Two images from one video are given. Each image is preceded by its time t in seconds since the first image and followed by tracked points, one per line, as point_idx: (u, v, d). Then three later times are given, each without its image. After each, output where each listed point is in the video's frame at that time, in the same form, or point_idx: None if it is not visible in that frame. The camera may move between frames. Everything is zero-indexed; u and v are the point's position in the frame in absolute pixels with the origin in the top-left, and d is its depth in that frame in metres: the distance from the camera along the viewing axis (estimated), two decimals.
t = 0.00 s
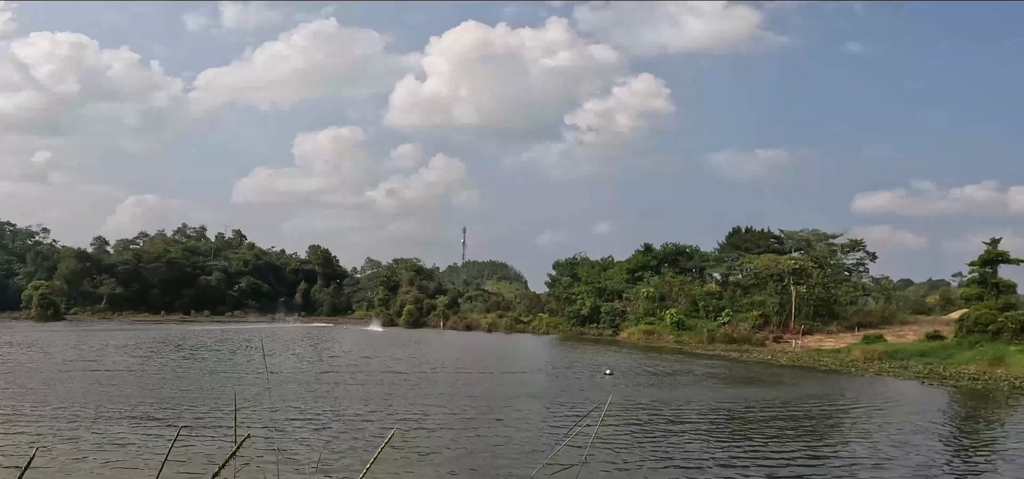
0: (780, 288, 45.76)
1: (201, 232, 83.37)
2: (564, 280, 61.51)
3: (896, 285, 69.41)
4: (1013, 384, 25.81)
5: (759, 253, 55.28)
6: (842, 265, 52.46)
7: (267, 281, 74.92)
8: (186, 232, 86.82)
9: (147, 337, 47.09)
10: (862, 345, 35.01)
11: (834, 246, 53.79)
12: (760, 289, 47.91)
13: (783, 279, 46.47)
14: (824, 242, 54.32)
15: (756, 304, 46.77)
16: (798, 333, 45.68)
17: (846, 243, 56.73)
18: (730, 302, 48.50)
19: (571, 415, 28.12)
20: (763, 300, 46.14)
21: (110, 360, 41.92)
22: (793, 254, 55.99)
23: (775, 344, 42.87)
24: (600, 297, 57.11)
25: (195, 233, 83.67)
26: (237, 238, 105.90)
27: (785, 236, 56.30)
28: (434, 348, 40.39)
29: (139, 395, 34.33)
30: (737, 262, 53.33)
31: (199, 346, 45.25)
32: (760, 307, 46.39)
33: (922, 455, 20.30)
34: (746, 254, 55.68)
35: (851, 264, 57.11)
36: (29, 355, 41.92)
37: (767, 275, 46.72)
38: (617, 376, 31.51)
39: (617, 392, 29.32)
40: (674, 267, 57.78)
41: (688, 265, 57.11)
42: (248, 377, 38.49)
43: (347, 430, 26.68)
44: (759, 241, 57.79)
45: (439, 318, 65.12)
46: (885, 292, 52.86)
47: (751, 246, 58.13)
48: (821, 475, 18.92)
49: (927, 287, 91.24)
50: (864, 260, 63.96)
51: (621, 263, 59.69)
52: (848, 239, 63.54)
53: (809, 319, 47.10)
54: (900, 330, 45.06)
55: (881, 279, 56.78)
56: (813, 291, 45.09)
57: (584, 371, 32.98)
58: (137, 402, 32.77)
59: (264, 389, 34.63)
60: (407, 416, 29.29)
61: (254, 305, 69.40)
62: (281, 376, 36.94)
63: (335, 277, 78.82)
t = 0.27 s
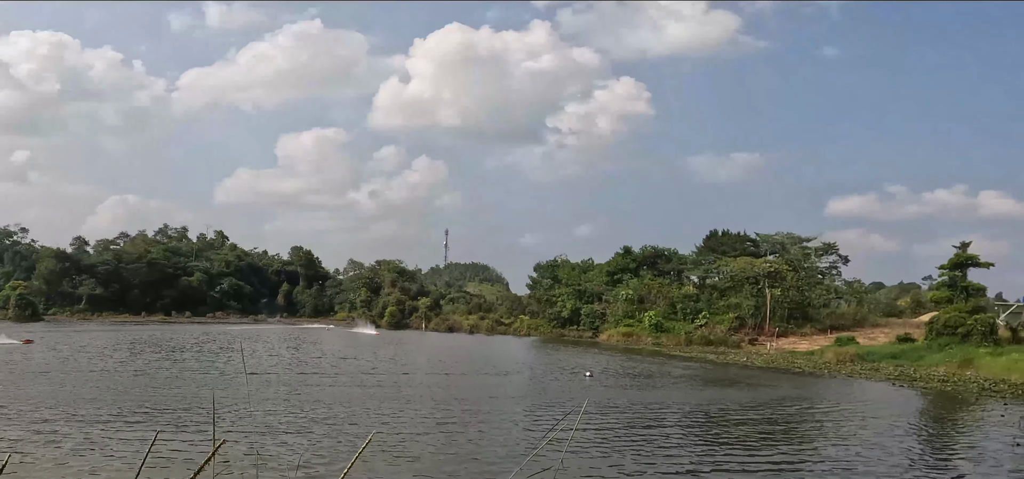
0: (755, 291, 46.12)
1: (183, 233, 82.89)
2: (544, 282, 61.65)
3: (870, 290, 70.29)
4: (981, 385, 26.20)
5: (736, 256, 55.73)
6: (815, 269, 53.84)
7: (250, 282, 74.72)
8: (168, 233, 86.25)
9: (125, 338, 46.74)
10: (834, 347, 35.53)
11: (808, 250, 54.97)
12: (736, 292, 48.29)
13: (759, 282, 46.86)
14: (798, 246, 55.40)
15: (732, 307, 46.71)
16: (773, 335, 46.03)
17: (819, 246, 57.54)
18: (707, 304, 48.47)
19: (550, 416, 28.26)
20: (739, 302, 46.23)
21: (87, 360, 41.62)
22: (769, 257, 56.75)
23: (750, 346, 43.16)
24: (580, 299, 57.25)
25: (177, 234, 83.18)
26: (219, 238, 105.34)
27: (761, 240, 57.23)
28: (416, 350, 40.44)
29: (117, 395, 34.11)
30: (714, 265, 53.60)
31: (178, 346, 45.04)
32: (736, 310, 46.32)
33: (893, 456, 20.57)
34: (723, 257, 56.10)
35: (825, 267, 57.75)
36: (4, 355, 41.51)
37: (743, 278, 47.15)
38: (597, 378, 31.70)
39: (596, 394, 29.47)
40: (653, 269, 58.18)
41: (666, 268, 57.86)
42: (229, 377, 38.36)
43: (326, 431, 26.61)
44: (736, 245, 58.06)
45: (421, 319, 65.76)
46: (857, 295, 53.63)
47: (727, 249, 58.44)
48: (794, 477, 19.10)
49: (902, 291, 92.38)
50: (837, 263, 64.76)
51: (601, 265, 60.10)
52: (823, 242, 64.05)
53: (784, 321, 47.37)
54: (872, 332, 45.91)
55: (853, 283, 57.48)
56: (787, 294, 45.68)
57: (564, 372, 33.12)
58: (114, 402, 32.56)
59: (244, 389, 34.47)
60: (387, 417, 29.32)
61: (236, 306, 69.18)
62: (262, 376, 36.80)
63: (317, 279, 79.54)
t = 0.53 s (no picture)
0: (733, 293, 46.18)
1: (166, 233, 82.37)
2: (528, 283, 61.95)
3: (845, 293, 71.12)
4: (954, 386, 26.59)
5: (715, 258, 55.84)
6: (792, 270, 55.19)
7: (234, 282, 74.48)
8: (151, 233, 85.64)
9: (105, 339, 46.34)
10: (810, 349, 35.92)
11: (785, 252, 56.40)
12: (715, 294, 48.47)
13: (737, 284, 47.14)
14: (775, 249, 56.16)
15: (712, 308, 47.41)
16: (751, 338, 45.74)
17: (795, 249, 58.22)
18: (687, 306, 48.83)
19: (533, 417, 28.36)
20: (718, 304, 46.68)
21: (66, 361, 41.26)
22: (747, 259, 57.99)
23: (729, 347, 43.31)
24: (562, 300, 57.35)
25: (160, 234, 82.65)
26: (202, 239, 104.79)
27: (739, 242, 58.39)
28: (399, 351, 40.48)
29: (96, 396, 33.84)
30: (694, 267, 53.93)
31: (159, 347, 44.80)
32: (715, 311, 46.98)
33: (870, 456, 20.80)
34: (702, 260, 56.00)
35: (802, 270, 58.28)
36: None
37: (722, 280, 47.49)
38: (579, 379, 31.86)
39: (579, 396, 29.56)
40: (634, 271, 59.28)
41: (647, 270, 58.43)
42: (210, 378, 38.18)
43: (310, 432, 26.55)
44: (715, 247, 57.95)
45: (404, 320, 66.47)
46: (834, 297, 54.42)
47: (706, 252, 58.20)
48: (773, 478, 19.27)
49: (879, 294, 93.55)
50: (813, 266, 65.53)
51: (584, 267, 60.43)
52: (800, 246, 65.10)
53: (761, 323, 47.02)
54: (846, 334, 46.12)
55: (828, 285, 58.15)
56: (764, 296, 45.76)
57: (547, 374, 33.24)
58: (94, 403, 32.31)
59: (228, 389, 34.35)
60: (369, 418, 29.35)
61: (220, 306, 68.97)
62: (248, 377, 36.64)
63: (301, 279, 80.16)
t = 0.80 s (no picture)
0: (713, 293, 46.37)
1: (148, 233, 81.78)
2: (511, 284, 62.23)
3: (821, 294, 72.04)
4: (927, 386, 26.99)
5: (694, 260, 56.18)
6: (769, 273, 55.61)
7: (218, 282, 74.21)
8: (134, 233, 84.95)
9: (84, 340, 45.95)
10: (787, 349, 36.34)
11: (763, 253, 56.35)
12: (695, 295, 48.67)
13: (717, 286, 46.97)
14: (753, 250, 56.74)
15: (691, 309, 47.68)
16: (730, 338, 45.95)
17: (773, 250, 58.65)
18: (668, 307, 49.20)
19: (515, 416, 28.46)
20: (698, 305, 46.86)
21: (45, 362, 40.90)
22: (726, 260, 58.08)
23: (708, 348, 43.62)
24: (545, 301, 57.67)
25: (142, 234, 82.05)
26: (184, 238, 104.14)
27: (719, 243, 58.23)
28: (382, 351, 40.51)
29: (75, 397, 33.59)
30: (674, 269, 54.27)
31: (140, 348, 44.54)
32: (694, 313, 47.29)
33: (846, 455, 21.08)
34: (683, 260, 56.68)
35: (779, 271, 58.73)
36: None
37: (703, 282, 47.19)
38: (561, 379, 32.03)
39: (561, 396, 29.68)
40: (616, 272, 59.63)
41: (628, 271, 58.84)
42: (192, 378, 38.01)
43: (292, 432, 26.53)
44: (694, 248, 58.52)
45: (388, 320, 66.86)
46: (811, 298, 55.10)
47: (687, 252, 58.90)
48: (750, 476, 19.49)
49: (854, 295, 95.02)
50: (790, 267, 66.31)
51: (566, 268, 60.78)
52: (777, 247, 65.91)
53: (740, 324, 47.63)
54: (820, 337, 45.42)
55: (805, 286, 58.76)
56: (742, 297, 46.42)
57: (529, 374, 33.37)
58: (73, 403, 32.06)
59: (210, 390, 34.17)
60: (351, 417, 29.35)
61: (203, 307, 68.73)
62: (230, 378, 36.48)
63: (284, 280, 80.38)
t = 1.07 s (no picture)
0: (692, 294, 46.97)
1: (130, 232, 81.11)
2: (494, 284, 62.46)
3: (799, 295, 72.93)
4: (900, 386, 27.38)
5: (674, 260, 56.68)
6: (747, 273, 56.32)
7: (201, 282, 73.87)
8: (116, 232, 84.14)
9: (63, 339, 45.47)
10: (765, 349, 36.73)
11: (741, 254, 57.13)
12: (675, 295, 49.14)
13: (696, 286, 47.47)
14: (732, 251, 57.31)
15: (671, 309, 48.02)
16: (708, 337, 46.32)
17: (750, 250, 59.15)
18: (648, 307, 49.57)
19: (499, 416, 28.48)
20: (678, 305, 47.37)
21: (23, 362, 40.44)
22: (705, 261, 58.74)
23: (688, 347, 43.93)
24: (527, 301, 57.89)
25: (124, 233, 81.40)
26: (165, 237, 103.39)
27: (697, 244, 58.78)
28: (365, 351, 40.47)
29: (55, 397, 33.26)
30: (655, 269, 54.61)
31: (120, 348, 44.21)
32: (675, 313, 47.67)
33: (824, 455, 21.31)
34: (663, 261, 57.28)
35: (756, 272, 59.31)
36: None
37: (682, 282, 47.59)
38: (544, 379, 32.17)
39: (543, 396, 29.78)
40: (598, 271, 59.85)
41: (610, 271, 59.19)
42: (174, 377, 37.78)
43: (274, 432, 26.43)
44: (675, 248, 59.08)
45: (372, 320, 67.01)
46: (787, 299, 55.79)
47: (667, 253, 59.23)
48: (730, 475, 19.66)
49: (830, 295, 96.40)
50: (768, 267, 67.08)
51: (548, 268, 61.04)
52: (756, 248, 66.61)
53: (719, 324, 48.46)
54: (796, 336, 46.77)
55: (782, 286, 59.36)
56: (720, 297, 46.67)
57: (512, 374, 33.46)
58: (52, 403, 31.76)
59: (191, 390, 33.97)
60: (335, 418, 29.30)
61: (186, 306, 68.45)
62: (212, 377, 36.29)
63: (268, 279, 80.38)
